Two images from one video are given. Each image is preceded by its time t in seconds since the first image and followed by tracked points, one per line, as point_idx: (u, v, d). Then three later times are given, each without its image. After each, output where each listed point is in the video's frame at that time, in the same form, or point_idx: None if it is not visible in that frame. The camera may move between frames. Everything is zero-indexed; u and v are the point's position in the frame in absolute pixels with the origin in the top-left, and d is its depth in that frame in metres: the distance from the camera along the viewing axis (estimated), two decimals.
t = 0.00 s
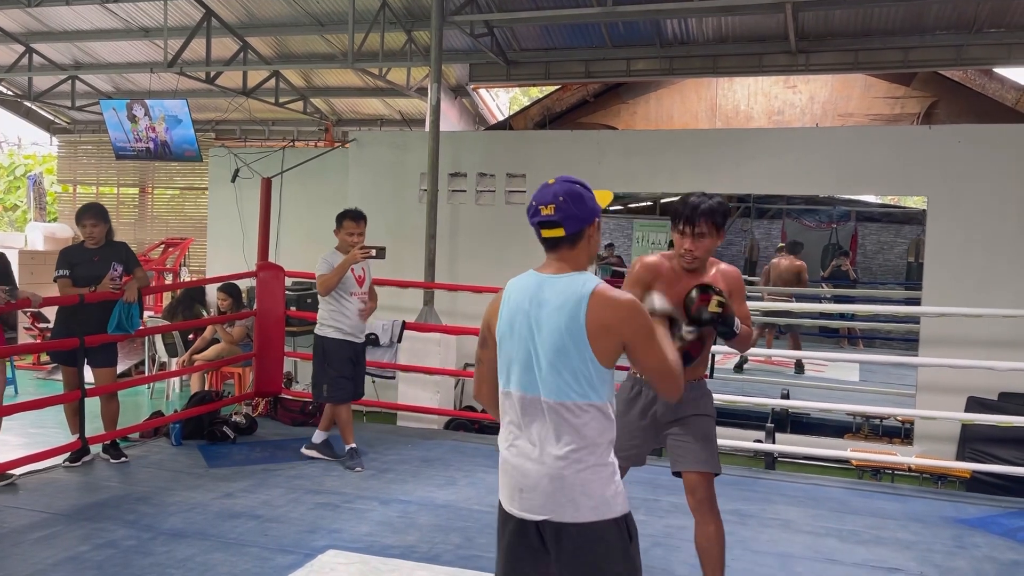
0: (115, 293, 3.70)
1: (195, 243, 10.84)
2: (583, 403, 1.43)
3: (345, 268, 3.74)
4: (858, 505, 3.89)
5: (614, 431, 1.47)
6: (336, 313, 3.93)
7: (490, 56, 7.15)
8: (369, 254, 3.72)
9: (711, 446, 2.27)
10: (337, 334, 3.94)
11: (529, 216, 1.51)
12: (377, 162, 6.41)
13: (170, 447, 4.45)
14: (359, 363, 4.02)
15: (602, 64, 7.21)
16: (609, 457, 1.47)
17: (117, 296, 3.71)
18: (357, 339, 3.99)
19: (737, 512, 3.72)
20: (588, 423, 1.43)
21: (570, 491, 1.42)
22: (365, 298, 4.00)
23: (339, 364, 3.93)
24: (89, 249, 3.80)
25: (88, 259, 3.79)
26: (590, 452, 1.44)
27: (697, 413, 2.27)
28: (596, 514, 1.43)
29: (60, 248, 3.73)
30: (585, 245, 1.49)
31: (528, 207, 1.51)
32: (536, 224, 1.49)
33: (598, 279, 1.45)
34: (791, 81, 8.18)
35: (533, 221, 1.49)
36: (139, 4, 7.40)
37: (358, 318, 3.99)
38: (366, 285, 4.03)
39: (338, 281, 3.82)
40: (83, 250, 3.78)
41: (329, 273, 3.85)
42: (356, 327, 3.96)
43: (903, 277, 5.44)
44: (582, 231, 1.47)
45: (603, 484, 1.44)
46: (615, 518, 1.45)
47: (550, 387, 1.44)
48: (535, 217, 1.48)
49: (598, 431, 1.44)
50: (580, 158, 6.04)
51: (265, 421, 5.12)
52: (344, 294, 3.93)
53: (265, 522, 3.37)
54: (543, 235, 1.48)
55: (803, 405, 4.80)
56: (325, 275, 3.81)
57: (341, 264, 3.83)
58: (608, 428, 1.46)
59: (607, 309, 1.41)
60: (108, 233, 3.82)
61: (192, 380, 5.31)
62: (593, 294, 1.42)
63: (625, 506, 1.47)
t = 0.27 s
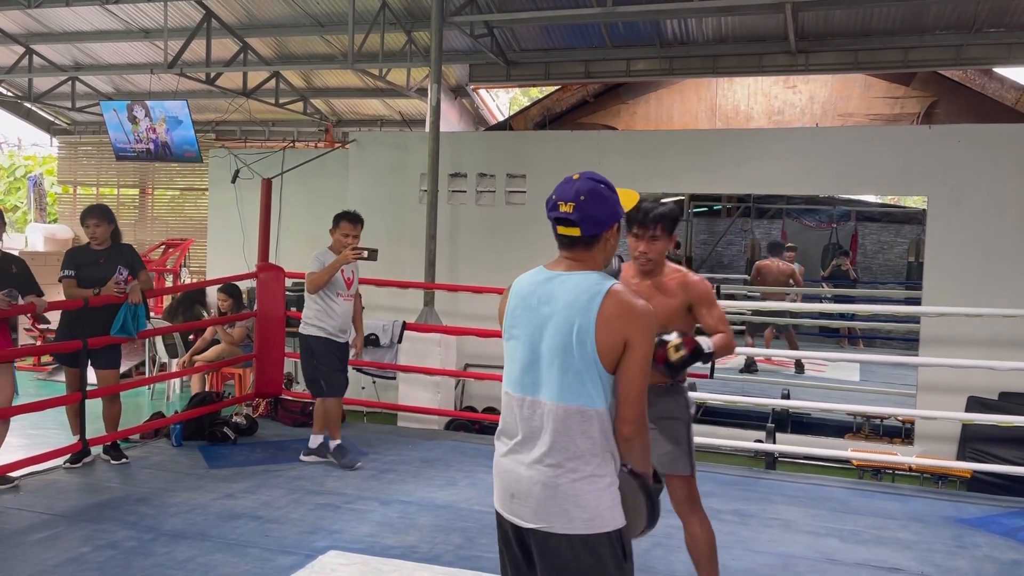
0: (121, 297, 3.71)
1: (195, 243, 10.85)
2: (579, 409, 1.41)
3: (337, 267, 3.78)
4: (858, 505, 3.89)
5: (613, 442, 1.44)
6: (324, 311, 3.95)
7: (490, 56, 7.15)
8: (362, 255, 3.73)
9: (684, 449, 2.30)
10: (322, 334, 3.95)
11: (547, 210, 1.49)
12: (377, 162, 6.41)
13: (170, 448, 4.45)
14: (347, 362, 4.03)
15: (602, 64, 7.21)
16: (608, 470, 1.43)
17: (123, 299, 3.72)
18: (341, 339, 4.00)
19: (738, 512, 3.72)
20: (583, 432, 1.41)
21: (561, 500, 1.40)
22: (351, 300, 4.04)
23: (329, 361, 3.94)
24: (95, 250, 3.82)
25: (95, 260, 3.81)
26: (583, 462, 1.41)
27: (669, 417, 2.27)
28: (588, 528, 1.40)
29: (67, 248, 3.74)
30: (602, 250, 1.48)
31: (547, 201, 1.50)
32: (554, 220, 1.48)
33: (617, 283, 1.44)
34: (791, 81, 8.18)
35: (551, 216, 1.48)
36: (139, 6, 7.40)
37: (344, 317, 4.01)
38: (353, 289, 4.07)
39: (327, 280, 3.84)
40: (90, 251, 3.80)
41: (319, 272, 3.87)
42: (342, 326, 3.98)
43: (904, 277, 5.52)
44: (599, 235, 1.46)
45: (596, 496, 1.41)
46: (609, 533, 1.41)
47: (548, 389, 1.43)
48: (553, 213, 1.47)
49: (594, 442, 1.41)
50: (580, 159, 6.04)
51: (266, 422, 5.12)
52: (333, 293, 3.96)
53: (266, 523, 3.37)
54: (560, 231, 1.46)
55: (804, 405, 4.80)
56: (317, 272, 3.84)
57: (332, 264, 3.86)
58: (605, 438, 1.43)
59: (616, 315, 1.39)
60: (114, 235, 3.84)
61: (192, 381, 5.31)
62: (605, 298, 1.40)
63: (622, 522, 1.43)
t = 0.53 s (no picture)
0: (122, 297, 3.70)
1: (195, 244, 10.85)
2: (535, 409, 1.43)
3: (326, 265, 3.79)
4: (859, 505, 3.89)
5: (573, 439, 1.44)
6: (313, 311, 3.95)
7: (490, 56, 7.15)
8: (351, 253, 3.75)
9: (657, 417, 2.41)
10: (311, 334, 3.94)
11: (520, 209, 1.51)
12: (378, 163, 6.41)
13: (171, 449, 4.45)
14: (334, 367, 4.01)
15: (602, 65, 7.22)
16: (570, 467, 1.43)
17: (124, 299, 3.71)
18: (331, 339, 3.99)
19: (738, 512, 3.72)
20: (539, 430, 1.42)
21: (523, 499, 1.42)
22: (341, 299, 4.06)
23: (314, 361, 3.92)
24: (102, 253, 3.84)
25: (102, 263, 3.83)
26: (541, 461, 1.42)
27: (640, 385, 2.41)
28: (551, 526, 1.41)
29: (74, 249, 3.78)
30: (570, 253, 1.50)
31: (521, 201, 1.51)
32: (526, 220, 1.49)
33: (567, 282, 1.43)
34: (791, 82, 8.19)
35: (523, 216, 1.49)
36: (139, 7, 7.39)
37: (334, 318, 4.01)
38: (342, 289, 4.10)
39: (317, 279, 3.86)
40: (97, 253, 3.83)
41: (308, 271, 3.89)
42: (332, 327, 3.98)
43: (904, 276, 5.48)
44: (567, 237, 1.48)
45: (558, 494, 1.41)
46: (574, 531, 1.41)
47: (505, 389, 1.46)
48: (526, 212, 1.48)
49: (552, 440, 1.42)
50: (580, 159, 6.04)
51: (266, 423, 5.12)
52: (322, 292, 3.97)
53: (267, 524, 3.37)
54: (530, 231, 1.48)
55: (804, 405, 4.80)
56: (306, 271, 3.85)
57: (322, 262, 3.87)
58: (564, 436, 1.43)
59: (560, 316, 1.39)
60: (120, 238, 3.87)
61: (193, 381, 5.31)
62: (552, 299, 1.40)
63: (589, 518, 1.43)
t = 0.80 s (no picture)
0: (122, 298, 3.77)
1: (195, 245, 10.85)
2: (481, 387, 1.57)
3: (312, 266, 3.81)
4: (859, 505, 3.89)
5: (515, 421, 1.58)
6: (299, 314, 3.96)
7: (489, 57, 7.15)
8: (336, 252, 3.75)
9: (644, 436, 2.55)
10: (298, 336, 3.95)
11: (485, 211, 1.66)
12: (378, 163, 6.41)
13: (171, 450, 4.45)
14: (315, 371, 4.03)
15: (602, 65, 7.22)
16: (511, 448, 1.56)
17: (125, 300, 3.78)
18: (319, 342, 4.02)
19: (738, 512, 3.72)
20: (483, 410, 1.56)
21: (467, 474, 1.53)
22: (326, 299, 4.07)
23: (297, 366, 3.93)
24: (109, 256, 3.86)
25: (108, 266, 3.84)
26: (485, 438, 1.55)
27: (630, 405, 2.56)
28: (491, 503, 1.53)
29: (82, 252, 3.76)
30: (531, 250, 1.65)
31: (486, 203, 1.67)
32: (490, 220, 1.64)
33: (517, 270, 1.60)
34: (790, 82, 8.19)
35: (487, 216, 1.65)
36: (138, 8, 7.39)
37: (319, 320, 4.02)
38: (327, 288, 4.11)
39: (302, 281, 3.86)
40: (103, 256, 3.84)
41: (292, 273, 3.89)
42: (319, 328, 3.99)
43: (904, 278, 5.49)
44: (530, 234, 1.63)
45: (499, 471, 1.54)
46: (511, 508, 1.53)
47: (455, 370, 1.60)
48: (489, 213, 1.64)
49: (495, 420, 1.56)
50: (580, 159, 6.04)
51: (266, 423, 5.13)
52: (308, 294, 3.98)
53: (267, 524, 3.37)
54: (493, 229, 1.63)
55: (804, 404, 4.80)
56: (289, 273, 3.84)
57: (305, 264, 3.87)
58: (506, 417, 1.57)
59: (507, 299, 1.55)
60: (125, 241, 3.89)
61: (193, 382, 5.31)
62: (501, 283, 1.57)
63: (525, 499, 1.55)
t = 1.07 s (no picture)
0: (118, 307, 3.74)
1: (194, 246, 10.85)
2: (442, 384, 1.57)
3: (296, 265, 3.79)
4: (859, 505, 3.88)
5: (478, 418, 1.57)
6: (288, 315, 3.96)
7: (488, 58, 7.15)
8: (320, 251, 3.74)
9: (648, 455, 2.47)
10: (286, 337, 3.95)
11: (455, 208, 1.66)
12: (377, 164, 6.41)
13: (171, 452, 4.45)
14: (307, 376, 4.02)
15: (601, 65, 7.22)
16: (470, 446, 1.56)
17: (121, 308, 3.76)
18: (310, 344, 4.03)
19: (738, 513, 3.71)
20: (443, 406, 1.57)
21: (425, 470, 1.56)
22: (315, 300, 4.07)
23: (285, 370, 3.94)
24: (113, 258, 3.88)
25: (113, 267, 3.86)
26: (444, 435, 1.56)
27: (632, 424, 2.49)
28: (445, 501, 1.55)
29: (87, 252, 3.79)
30: (500, 246, 1.65)
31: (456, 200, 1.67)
32: (459, 217, 1.64)
33: (477, 267, 1.57)
34: (790, 82, 8.19)
35: (457, 213, 1.65)
36: (138, 9, 7.39)
37: (309, 320, 4.02)
38: (315, 288, 4.10)
39: (288, 281, 3.85)
40: (108, 258, 3.86)
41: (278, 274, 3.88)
42: (309, 329, 3.99)
43: (905, 278, 5.49)
44: (499, 230, 1.62)
45: (455, 469, 1.55)
46: (467, 506, 1.54)
47: (420, 365, 1.61)
48: (459, 210, 1.63)
49: (455, 418, 1.56)
50: (579, 159, 6.04)
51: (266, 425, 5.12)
52: (295, 295, 3.97)
53: (267, 525, 3.37)
54: (464, 226, 1.63)
55: (804, 405, 4.80)
56: (274, 274, 3.84)
57: (290, 263, 3.87)
58: (466, 414, 1.56)
59: (463, 299, 1.53)
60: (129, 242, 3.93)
61: (193, 384, 5.31)
62: (459, 281, 1.55)
63: (483, 498, 1.55)
